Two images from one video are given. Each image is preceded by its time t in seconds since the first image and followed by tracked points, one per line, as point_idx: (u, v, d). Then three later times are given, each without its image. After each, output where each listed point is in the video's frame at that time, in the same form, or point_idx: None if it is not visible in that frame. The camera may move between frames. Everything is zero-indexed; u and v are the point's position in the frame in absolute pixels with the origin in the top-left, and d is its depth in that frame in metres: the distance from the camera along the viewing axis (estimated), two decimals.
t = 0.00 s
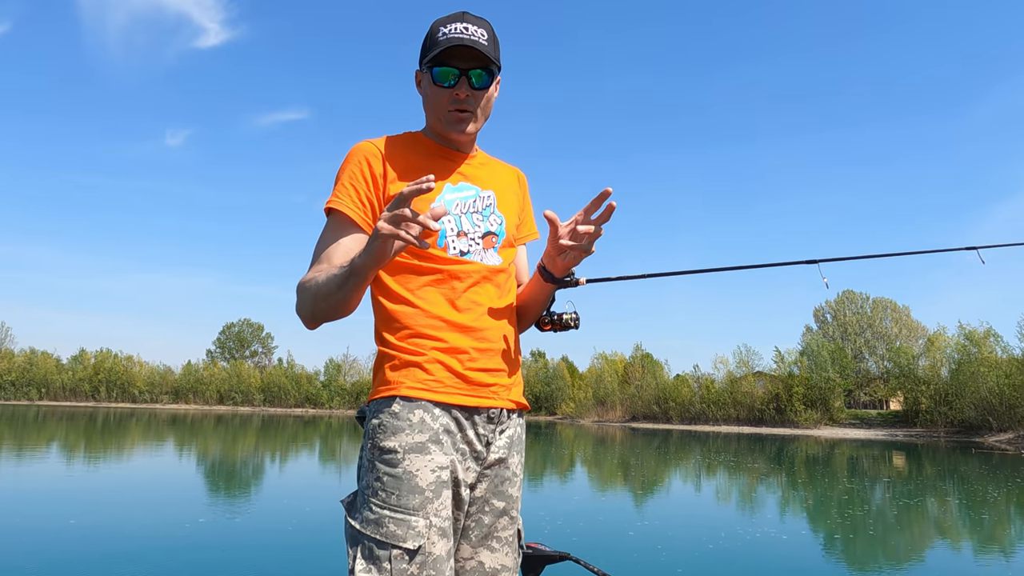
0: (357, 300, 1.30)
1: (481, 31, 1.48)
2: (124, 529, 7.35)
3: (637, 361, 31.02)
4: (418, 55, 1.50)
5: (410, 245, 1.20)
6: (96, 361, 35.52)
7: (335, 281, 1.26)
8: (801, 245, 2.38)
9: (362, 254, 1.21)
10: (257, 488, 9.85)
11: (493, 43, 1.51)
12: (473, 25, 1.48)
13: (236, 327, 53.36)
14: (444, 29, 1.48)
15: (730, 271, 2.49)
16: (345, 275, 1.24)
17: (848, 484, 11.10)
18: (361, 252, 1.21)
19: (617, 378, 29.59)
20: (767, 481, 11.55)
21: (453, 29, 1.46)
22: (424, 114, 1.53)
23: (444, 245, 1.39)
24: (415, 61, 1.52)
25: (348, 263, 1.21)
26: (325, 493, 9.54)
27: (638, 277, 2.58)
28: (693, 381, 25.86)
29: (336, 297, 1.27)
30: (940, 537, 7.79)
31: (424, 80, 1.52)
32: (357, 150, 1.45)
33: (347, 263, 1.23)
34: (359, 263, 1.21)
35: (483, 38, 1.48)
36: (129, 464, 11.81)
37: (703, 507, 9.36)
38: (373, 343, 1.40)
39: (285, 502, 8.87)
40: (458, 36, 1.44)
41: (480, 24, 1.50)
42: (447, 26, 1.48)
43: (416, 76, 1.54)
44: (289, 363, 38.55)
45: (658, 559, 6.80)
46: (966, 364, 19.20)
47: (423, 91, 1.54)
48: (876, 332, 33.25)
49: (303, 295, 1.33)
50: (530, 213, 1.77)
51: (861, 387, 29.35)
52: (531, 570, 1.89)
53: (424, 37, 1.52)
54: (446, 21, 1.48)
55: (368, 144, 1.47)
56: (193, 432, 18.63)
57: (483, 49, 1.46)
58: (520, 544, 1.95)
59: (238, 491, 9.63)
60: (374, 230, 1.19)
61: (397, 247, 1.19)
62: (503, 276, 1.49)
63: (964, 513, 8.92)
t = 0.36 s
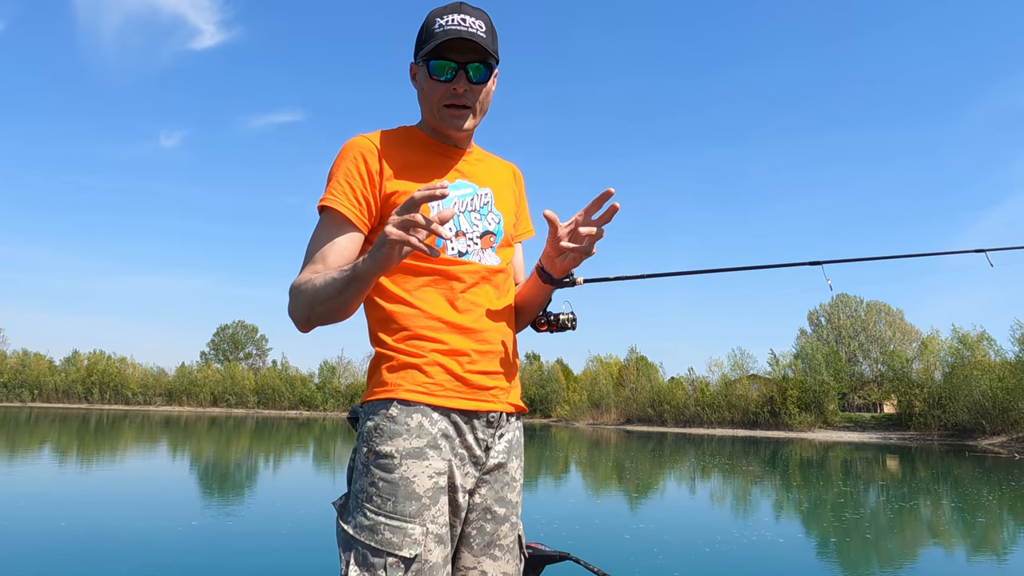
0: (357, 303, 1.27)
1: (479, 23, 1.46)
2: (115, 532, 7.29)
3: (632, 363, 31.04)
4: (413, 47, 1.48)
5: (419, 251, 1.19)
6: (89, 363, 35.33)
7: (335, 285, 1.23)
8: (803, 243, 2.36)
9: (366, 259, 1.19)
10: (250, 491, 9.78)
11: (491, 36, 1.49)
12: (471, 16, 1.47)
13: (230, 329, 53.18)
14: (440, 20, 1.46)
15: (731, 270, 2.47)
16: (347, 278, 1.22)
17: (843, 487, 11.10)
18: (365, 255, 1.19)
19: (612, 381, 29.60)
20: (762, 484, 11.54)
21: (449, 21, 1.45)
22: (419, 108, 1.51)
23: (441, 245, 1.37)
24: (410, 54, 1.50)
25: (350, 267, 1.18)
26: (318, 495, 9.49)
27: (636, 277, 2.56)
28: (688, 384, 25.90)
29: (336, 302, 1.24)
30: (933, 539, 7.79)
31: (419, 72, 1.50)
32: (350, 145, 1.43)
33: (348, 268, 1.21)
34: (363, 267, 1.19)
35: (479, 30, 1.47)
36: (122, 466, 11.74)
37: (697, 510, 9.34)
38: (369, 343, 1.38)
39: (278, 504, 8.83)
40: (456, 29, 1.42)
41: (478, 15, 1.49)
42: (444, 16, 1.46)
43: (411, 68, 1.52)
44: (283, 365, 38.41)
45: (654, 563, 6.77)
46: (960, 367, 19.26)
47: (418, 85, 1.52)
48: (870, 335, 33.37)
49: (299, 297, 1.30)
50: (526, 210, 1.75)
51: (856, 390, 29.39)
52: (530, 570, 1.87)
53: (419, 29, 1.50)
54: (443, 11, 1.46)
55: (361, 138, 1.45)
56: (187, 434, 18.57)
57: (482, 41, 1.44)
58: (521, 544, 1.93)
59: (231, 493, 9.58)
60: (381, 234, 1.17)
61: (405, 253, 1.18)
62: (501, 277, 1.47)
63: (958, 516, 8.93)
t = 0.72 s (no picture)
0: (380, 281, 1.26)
1: (487, 21, 1.47)
2: (109, 533, 7.26)
3: (627, 365, 31.07)
4: (416, 40, 1.46)
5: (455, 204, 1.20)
6: (83, 363, 35.19)
7: (357, 262, 1.21)
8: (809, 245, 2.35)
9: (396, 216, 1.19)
10: (244, 491, 9.76)
11: (497, 32, 1.49)
12: (478, 14, 1.47)
13: (225, 329, 53.01)
14: (446, 17, 1.45)
15: (730, 272, 2.46)
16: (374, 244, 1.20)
17: (837, 489, 11.16)
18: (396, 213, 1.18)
19: (608, 383, 29.63)
20: (756, 485, 11.60)
21: (457, 16, 1.44)
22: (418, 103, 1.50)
23: (440, 244, 1.36)
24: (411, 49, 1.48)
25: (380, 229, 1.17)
26: (314, 496, 9.47)
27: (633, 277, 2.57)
28: (683, 386, 25.95)
29: (356, 278, 1.22)
30: (927, 542, 7.83)
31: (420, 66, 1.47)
32: (348, 140, 1.41)
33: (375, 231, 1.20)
34: (396, 227, 1.19)
35: (487, 28, 1.47)
36: (116, 466, 11.70)
37: (691, 512, 9.33)
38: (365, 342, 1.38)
39: (273, 505, 8.80)
40: (467, 26, 1.42)
41: (483, 12, 1.49)
42: (451, 12, 1.45)
43: (409, 61, 1.49)
44: (278, 366, 38.33)
45: (650, 564, 6.79)
46: (954, 370, 19.36)
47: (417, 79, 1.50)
48: (865, 338, 33.51)
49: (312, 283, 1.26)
50: (523, 207, 1.75)
51: (850, 393, 29.47)
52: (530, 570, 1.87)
53: (421, 23, 1.48)
54: (450, 6, 1.46)
55: (359, 133, 1.43)
56: (181, 434, 18.53)
57: (490, 39, 1.44)
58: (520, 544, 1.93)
59: (226, 494, 9.55)
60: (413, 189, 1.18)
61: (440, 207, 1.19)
62: (500, 277, 1.47)
63: (950, 518, 9.00)
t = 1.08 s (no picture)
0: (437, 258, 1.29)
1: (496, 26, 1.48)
2: (105, 531, 7.25)
3: (623, 364, 31.09)
4: (425, 38, 1.42)
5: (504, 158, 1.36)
6: (77, 361, 35.08)
7: (432, 232, 1.24)
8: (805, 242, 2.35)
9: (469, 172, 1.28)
10: (239, 490, 9.73)
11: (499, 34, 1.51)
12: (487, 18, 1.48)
13: (220, 327, 52.87)
14: (459, 18, 1.44)
15: (730, 270, 2.45)
16: (449, 206, 1.26)
17: (831, 488, 11.18)
18: (467, 168, 1.28)
19: (603, 381, 29.63)
20: (751, 484, 11.60)
21: (470, 19, 1.45)
22: (423, 102, 1.47)
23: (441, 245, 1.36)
24: (419, 47, 1.44)
25: (460, 188, 1.25)
26: (310, 495, 9.45)
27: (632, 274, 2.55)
28: (678, 385, 25.98)
29: (435, 240, 1.24)
30: (921, 540, 7.85)
31: (428, 65, 1.44)
32: (349, 139, 1.39)
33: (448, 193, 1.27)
34: (468, 191, 1.28)
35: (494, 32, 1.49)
36: (110, 465, 11.65)
37: (687, 511, 9.33)
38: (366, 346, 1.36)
39: (269, 504, 8.78)
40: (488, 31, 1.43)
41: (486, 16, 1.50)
42: (463, 14, 1.45)
43: (415, 60, 1.45)
44: (273, 365, 38.22)
45: (648, 564, 6.75)
46: (948, 369, 19.42)
47: (422, 78, 1.46)
48: (860, 337, 33.60)
49: (384, 260, 1.20)
50: (514, 206, 1.74)
51: (845, 391, 29.55)
52: (531, 569, 1.86)
53: (426, 23, 1.45)
54: (459, 8, 1.45)
55: (362, 132, 1.40)
56: (176, 433, 18.43)
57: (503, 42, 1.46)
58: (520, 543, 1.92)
59: (220, 493, 9.51)
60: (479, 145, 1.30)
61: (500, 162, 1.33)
62: (497, 278, 1.46)
63: (945, 517, 9.01)
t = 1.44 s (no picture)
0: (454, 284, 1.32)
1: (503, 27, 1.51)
2: (106, 529, 7.27)
3: (620, 362, 31.14)
4: (436, 39, 1.45)
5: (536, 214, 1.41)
6: (74, 358, 35.05)
7: (454, 267, 1.27)
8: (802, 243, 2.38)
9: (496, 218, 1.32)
10: (237, 488, 9.75)
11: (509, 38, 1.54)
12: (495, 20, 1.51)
13: (217, 325, 52.80)
14: (469, 20, 1.47)
15: (728, 272, 2.47)
16: (470, 242, 1.29)
17: (827, 487, 11.22)
18: (495, 214, 1.31)
19: (600, 380, 29.69)
20: (747, 483, 11.65)
21: (479, 22, 1.47)
22: (432, 103, 1.49)
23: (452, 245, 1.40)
24: (429, 49, 1.47)
25: (486, 229, 1.28)
26: (309, 493, 9.46)
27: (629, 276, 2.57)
28: (675, 384, 26.03)
29: (451, 272, 1.27)
30: (916, 538, 7.92)
31: (438, 66, 1.47)
32: (363, 141, 1.41)
33: (470, 231, 1.30)
34: (493, 235, 1.31)
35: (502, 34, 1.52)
36: (107, 463, 11.65)
37: (685, 509, 9.36)
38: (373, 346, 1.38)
39: (268, 502, 8.79)
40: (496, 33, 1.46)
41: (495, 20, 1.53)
42: (471, 17, 1.48)
43: (424, 62, 1.48)
44: (270, 363, 38.22)
45: (646, 562, 6.79)
46: (945, 368, 19.50)
47: (430, 79, 1.49)
48: (857, 336, 33.69)
49: (399, 278, 1.23)
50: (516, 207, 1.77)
51: (842, 390, 29.65)
52: (530, 569, 1.88)
53: (438, 25, 1.48)
54: (469, 12, 1.48)
55: (375, 134, 1.42)
56: (172, 431, 18.42)
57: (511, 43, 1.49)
58: (520, 543, 1.94)
59: (218, 491, 9.52)
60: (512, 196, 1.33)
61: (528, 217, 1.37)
62: (502, 280, 1.50)
63: (940, 516, 9.07)
